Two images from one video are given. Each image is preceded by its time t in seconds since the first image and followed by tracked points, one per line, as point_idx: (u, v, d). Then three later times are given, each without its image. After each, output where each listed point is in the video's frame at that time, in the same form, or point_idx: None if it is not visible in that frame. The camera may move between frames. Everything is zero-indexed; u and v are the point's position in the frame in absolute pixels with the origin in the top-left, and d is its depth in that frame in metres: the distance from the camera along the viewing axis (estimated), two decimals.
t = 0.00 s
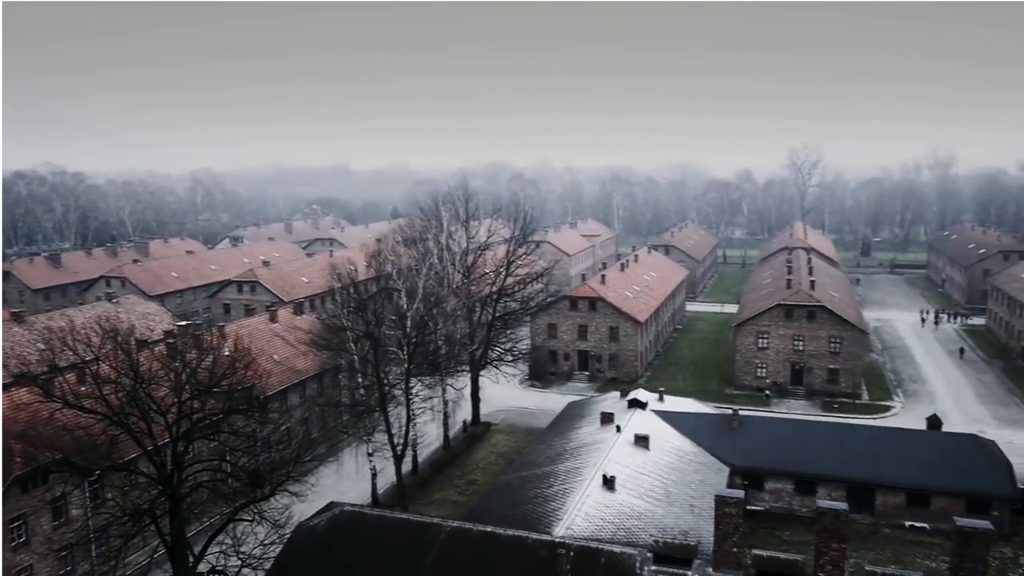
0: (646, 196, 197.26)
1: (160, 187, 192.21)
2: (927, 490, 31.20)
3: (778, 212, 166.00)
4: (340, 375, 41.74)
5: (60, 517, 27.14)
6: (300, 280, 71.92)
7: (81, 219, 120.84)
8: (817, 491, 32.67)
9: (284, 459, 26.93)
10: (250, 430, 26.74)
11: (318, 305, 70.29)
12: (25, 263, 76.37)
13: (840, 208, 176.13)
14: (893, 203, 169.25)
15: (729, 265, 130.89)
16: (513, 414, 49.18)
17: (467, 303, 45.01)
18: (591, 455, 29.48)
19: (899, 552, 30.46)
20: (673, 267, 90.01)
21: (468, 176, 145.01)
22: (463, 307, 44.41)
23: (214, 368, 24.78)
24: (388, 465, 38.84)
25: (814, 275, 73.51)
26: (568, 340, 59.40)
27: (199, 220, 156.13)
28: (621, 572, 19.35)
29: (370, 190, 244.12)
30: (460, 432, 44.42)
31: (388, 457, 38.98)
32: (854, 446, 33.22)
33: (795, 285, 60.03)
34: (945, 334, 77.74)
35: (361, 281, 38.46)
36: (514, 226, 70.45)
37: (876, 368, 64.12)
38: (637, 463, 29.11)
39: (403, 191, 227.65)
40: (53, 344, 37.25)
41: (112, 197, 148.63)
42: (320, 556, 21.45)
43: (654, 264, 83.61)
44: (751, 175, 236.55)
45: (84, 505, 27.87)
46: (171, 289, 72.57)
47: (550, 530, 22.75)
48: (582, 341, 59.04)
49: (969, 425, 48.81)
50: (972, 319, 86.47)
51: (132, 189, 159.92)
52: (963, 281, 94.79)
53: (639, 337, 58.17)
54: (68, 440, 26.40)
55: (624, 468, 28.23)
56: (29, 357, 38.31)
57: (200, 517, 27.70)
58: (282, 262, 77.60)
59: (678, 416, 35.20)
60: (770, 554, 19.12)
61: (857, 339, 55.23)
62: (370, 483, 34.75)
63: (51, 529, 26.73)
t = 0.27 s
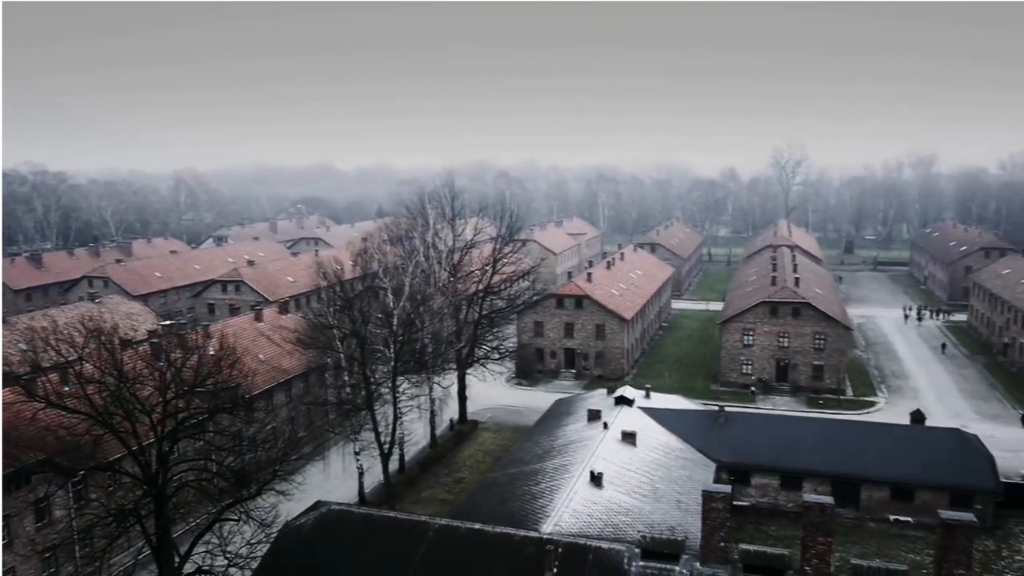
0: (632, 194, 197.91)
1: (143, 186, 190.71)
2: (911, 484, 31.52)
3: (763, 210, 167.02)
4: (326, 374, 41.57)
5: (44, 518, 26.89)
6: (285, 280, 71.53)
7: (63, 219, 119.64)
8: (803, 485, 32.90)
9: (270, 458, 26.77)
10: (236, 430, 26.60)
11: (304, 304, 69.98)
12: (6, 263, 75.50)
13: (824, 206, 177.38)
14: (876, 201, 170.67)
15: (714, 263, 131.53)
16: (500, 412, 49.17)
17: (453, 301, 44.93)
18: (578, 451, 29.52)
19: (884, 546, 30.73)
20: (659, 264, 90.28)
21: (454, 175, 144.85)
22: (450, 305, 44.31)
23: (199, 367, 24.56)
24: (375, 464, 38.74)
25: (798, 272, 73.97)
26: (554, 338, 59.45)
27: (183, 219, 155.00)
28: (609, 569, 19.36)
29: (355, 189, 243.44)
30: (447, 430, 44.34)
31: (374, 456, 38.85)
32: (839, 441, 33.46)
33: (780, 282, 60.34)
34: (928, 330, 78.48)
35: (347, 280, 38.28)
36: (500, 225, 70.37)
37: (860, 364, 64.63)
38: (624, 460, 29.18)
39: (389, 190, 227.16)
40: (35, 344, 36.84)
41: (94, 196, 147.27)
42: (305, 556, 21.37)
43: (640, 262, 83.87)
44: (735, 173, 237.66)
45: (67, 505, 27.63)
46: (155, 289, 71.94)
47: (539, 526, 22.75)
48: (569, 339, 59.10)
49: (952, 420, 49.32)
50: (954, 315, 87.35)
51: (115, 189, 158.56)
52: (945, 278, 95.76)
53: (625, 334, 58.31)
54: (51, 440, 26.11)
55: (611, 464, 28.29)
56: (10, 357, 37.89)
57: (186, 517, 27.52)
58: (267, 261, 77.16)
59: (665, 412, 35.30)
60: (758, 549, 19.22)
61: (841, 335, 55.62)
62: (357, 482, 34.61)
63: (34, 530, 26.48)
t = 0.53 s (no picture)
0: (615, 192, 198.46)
1: (123, 185, 188.61)
2: (894, 478, 31.83)
3: (745, 208, 168.06)
4: (309, 372, 41.36)
5: (24, 519, 26.61)
6: (267, 278, 71.07)
7: (40, 218, 118.10)
8: (786, 480, 33.12)
9: (254, 458, 26.59)
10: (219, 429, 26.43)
11: (287, 303, 69.56)
12: None
13: (805, 204, 178.81)
14: (856, 199, 172.25)
15: (697, 261, 132.22)
16: (485, 409, 49.14)
17: (437, 299, 44.85)
18: (564, 448, 29.55)
19: (867, 539, 30.98)
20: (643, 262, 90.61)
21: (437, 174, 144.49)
22: (434, 303, 44.21)
23: (182, 365, 24.35)
24: (360, 462, 38.59)
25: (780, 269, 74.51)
26: (538, 336, 59.48)
27: (163, 218, 153.51)
28: (595, 565, 19.43)
29: (338, 187, 242.21)
30: (431, 428, 44.26)
31: (359, 454, 38.69)
32: (821, 436, 33.72)
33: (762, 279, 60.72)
34: (908, 326, 79.33)
35: (330, 278, 38.08)
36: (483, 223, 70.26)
37: (842, 359, 65.20)
38: (609, 456, 29.26)
39: (371, 189, 226.32)
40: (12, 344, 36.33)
41: (72, 195, 145.45)
42: (292, 555, 21.22)
43: (623, 260, 84.14)
44: (717, 171, 238.90)
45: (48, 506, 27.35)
46: (135, 289, 71.19)
47: (525, 523, 22.75)
48: (553, 336, 59.16)
49: (932, 414, 49.87)
50: (934, 311, 88.36)
51: (93, 187, 156.76)
52: (924, 275, 96.83)
53: (609, 332, 58.47)
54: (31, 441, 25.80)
55: (596, 461, 28.33)
56: None
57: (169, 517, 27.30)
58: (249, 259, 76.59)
59: (649, 408, 35.42)
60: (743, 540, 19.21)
61: (823, 331, 56.07)
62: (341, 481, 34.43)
63: (14, 531, 26.21)
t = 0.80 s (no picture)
0: (599, 191, 198.88)
1: (102, 183, 186.69)
2: (876, 472, 32.15)
3: (727, 206, 169.03)
4: (293, 371, 41.10)
5: (4, 521, 26.29)
6: (250, 278, 70.55)
7: (18, 217, 116.58)
8: (770, 475, 33.37)
9: (238, 457, 26.39)
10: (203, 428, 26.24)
11: (270, 302, 69.15)
12: None
13: (787, 202, 180.08)
14: (837, 197, 173.72)
15: (680, 258, 132.83)
16: (470, 407, 49.09)
17: (422, 297, 44.72)
18: (550, 445, 29.57)
19: (850, 532, 31.25)
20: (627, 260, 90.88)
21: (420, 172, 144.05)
22: (418, 301, 44.09)
23: (165, 364, 24.10)
24: (346, 460, 38.45)
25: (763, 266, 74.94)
26: (523, 334, 59.48)
27: (144, 218, 151.99)
28: (582, 560, 19.47)
29: (320, 186, 241.03)
30: (417, 426, 44.16)
31: (344, 453, 38.50)
32: (805, 431, 33.96)
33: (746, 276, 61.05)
34: (888, 323, 80.12)
35: (314, 275, 37.85)
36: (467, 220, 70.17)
37: (824, 355, 65.73)
38: (595, 452, 29.30)
39: (355, 188, 225.41)
40: None
41: (50, 194, 143.64)
42: (277, 554, 21.08)
43: (607, 258, 84.32)
44: (700, 170, 239.96)
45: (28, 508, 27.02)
46: (115, 288, 70.42)
47: (511, 519, 22.75)
48: (537, 334, 59.19)
49: (913, 409, 50.40)
50: (914, 307, 89.27)
51: (72, 186, 154.97)
52: (905, 272, 97.84)
53: (593, 329, 58.60)
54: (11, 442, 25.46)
55: (582, 457, 28.38)
56: None
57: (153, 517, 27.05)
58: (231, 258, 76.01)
59: (634, 404, 35.50)
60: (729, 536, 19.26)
61: (806, 328, 56.49)
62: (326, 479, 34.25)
63: None
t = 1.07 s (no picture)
0: (585, 189, 199.17)
1: (84, 182, 184.84)
2: (862, 466, 32.39)
3: (713, 204, 169.68)
4: (280, 370, 40.87)
5: None
6: (235, 276, 70.12)
7: None
8: (757, 470, 33.56)
9: (225, 456, 26.19)
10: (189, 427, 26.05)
11: (255, 301, 68.75)
12: None
13: (771, 200, 181.02)
14: (821, 195, 174.81)
15: (666, 256, 133.25)
16: (457, 405, 49.01)
17: (409, 294, 44.58)
18: (538, 442, 29.58)
19: (837, 527, 31.46)
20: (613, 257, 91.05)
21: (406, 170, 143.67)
22: (405, 299, 43.94)
23: (150, 363, 23.87)
24: (334, 459, 38.30)
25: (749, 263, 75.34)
26: (510, 331, 59.45)
27: (127, 217, 150.65)
28: (571, 557, 19.51)
29: (305, 184, 239.87)
30: (404, 424, 44.04)
31: (332, 451, 38.29)
32: (791, 426, 34.14)
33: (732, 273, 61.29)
34: (873, 319, 80.73)
35: (301, 273, 37.65)
36: (454, 218, 70.02)
37: (809, 352, 66.15)
38: (583, 449, 29.32)
39: (340, 186, 224.56)
40: None
41: (32, 193, 142.02)
42: (265, 552, 20.95)
43: (594, 256, 84.44)
44: (685, 168, 240.74)
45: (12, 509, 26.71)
46: (98, 288, 69.80)
47: (500, 516, 22.73)
48: (524, 332, 59.17)
49: (898, 404, 50.84)
50: (898, 304, 89.98)
51: (54, 185, 153.37)
52: (888, 268, 98.63)
53: (580, 326, 58.66)
54: None
55: (570, 454, 28.41)
56: None
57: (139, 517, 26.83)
58: (216, 257, 75.47)
59: (621, 400, 35.55)
60: (719, 531, 19.35)
61: (791, 324, 56.80)
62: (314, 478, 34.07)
63: None
